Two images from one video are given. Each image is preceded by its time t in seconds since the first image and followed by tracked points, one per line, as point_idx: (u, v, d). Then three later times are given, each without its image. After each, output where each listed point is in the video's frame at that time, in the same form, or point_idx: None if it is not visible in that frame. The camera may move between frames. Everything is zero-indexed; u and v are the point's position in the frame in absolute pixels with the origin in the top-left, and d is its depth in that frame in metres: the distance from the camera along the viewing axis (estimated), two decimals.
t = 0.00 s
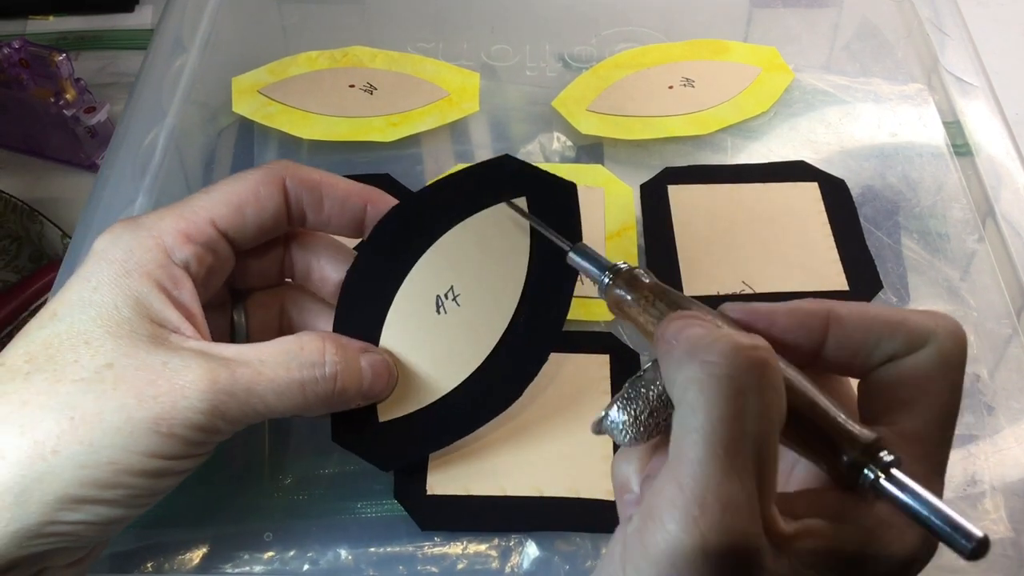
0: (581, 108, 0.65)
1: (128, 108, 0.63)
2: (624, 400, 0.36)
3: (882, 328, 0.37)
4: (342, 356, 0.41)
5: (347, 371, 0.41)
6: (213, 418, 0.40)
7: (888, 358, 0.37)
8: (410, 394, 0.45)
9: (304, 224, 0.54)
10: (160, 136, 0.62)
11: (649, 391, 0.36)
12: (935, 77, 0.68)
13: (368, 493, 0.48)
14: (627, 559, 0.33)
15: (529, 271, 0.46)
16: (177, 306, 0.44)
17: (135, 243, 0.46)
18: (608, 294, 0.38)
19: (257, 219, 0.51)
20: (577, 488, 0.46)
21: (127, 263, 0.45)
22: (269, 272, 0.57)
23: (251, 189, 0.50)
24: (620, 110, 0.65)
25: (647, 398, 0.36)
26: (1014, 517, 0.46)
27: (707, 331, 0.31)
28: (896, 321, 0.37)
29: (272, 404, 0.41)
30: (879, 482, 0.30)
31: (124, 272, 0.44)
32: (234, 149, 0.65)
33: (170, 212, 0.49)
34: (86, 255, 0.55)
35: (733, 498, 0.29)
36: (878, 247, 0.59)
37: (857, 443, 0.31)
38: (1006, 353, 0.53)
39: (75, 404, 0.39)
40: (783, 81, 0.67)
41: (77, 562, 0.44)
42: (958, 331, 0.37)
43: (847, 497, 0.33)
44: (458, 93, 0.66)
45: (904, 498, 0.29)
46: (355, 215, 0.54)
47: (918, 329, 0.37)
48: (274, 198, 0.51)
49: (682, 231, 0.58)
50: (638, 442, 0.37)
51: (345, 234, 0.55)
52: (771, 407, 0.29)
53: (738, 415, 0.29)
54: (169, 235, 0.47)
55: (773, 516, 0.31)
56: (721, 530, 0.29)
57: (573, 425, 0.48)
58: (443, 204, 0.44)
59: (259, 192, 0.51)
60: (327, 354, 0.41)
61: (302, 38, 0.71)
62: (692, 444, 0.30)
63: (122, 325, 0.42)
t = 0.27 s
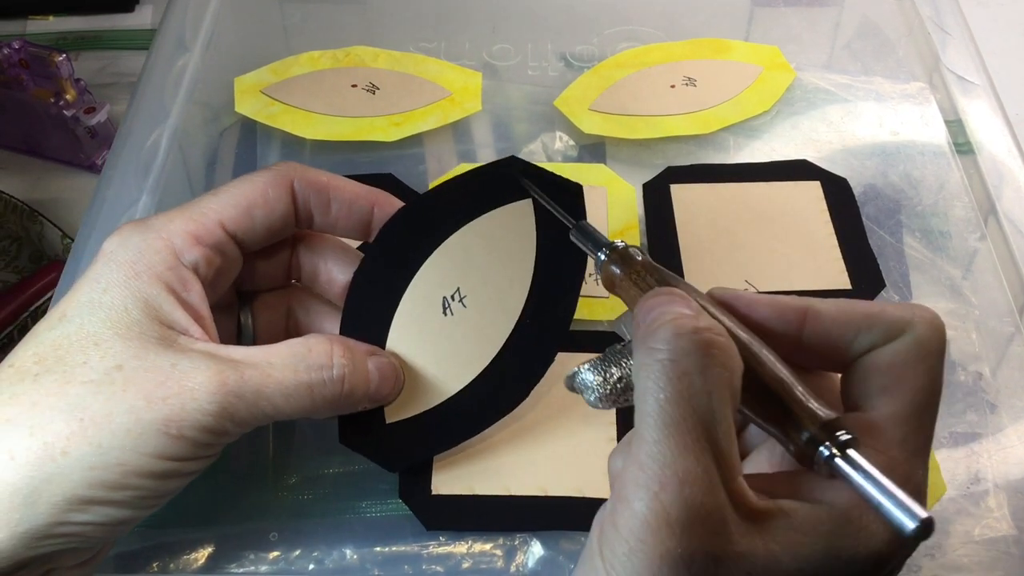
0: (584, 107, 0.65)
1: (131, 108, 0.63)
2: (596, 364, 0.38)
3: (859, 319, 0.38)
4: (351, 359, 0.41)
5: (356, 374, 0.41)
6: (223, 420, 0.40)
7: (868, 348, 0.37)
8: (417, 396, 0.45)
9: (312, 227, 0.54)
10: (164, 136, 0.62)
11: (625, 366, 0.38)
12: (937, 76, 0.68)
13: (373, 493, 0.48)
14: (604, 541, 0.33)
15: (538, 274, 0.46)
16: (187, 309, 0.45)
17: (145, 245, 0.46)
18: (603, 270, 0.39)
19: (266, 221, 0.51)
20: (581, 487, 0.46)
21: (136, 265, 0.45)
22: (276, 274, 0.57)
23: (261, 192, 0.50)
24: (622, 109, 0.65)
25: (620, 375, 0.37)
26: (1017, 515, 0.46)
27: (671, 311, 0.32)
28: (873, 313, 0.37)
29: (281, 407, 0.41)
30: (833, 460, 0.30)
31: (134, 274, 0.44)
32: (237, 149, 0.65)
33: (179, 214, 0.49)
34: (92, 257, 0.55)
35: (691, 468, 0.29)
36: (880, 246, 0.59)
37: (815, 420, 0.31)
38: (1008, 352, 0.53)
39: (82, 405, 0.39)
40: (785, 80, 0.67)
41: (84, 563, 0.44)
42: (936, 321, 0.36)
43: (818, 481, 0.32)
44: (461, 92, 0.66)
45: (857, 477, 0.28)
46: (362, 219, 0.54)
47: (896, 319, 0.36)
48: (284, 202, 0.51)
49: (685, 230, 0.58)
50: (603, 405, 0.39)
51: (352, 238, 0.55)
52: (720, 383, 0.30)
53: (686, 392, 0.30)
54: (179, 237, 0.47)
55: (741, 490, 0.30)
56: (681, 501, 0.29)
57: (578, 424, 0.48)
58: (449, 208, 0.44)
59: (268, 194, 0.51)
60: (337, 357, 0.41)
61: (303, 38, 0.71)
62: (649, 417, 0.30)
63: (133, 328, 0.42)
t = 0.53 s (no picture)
0: (584, 107, 0.65)
1: (132, 108, 0.63)
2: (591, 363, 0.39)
3: (849, 319, 0.38)
4: (352, 360, 0.41)
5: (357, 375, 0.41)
6: (225, 421, 0.40)
7: (859, 347, 0.37)
8: (417, 398, 0.45)
9: (315, 231, 0.54)
10: (165, 137, 0.63)
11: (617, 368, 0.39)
12: (937, 76, 0.68)
13: (374, 493, 0.48)
14: (597, 540, 0.33)
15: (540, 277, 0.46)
16: (188, 311, 0.45)
17: (148, 247, 0.46)
18: (596, 272, 0.38)
19: (269, 225, 0.51)
20: (582, 487, 0.46)
21: (138, 267, 0.45)
22: (277, 276, 0.57)
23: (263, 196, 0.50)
24: (623, 109, 0.65)
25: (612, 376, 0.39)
26: (1017, 516, 0.46)
27: (663, 311, 0.32)
28: (863, 312, 0.38)
29: (282, 408, 0.41)
30: (824, 457, 0.30)
31: (136, 275, 0.44)
32: (237, 149, 0.65)
33: (181, 216, 0.49)
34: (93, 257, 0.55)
35: (684, 464, 0.30)
36: (881, 246, 0.59)
37: (805, 418, 0.32)
38: (1008, 352, 0.53)
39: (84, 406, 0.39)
40: (785, 80, 0.67)
41: (85, 564, 0.45)
42: (927, 321, 0.36)
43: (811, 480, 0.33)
44: (461, 93, 0.66)
45: (848, 474, 0.29)
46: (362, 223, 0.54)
47: (886, 318, 0.37)
48: (286, 205, 0.51)
49: (686, 230, 0.58)
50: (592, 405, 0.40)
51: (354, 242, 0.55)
52: (711, 380, 0.30)
53: (678, 389, 0.30)
54: (181, 239, 0.47)
55: (734, 486, 0.31)
56: (675, 497, 0.29)
57: (578, 425, 0.48)
58: (451, 211, 0.44)
59: (270, 199, 0.51)
60: (338, 358, 0.41)
61: (304, 38, 0.71)
62: (642, 414, 0.31)
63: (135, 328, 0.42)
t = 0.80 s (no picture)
0: (584, 107, 0.65)
1: (132, 108, 0.63)
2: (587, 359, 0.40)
3: (843, 316, 0.38)
4: (351, 361, 0.41)
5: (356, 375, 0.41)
6: (224, 422, 0.40)
7: (854, 343, 0.38)
8: (416, 400, 0.45)
9: (315, 233, 0.54)
10: (164, 137, 0.63)
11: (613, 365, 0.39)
12: (937, 76, 0.68)
13: (373, 493, 0.48)
14: (596, 535, 0.33)
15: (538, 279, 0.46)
16: (188, 312, 0.45)
17: (148, 248, 0.46)
18: (596, 270, 0.38)
19: (269, 228, 0.51)
20: (582, 487, 0.46)
21: (138, 267, 0.45)
22: (277, 278, 0.57)
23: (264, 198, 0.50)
24: (623, 110, 0.65)
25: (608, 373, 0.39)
26: (1017, 516, 0.46)
27: (659, 305, 0.32)
28: (857, 309, 0.38)
29: (281, 409, 0.41)
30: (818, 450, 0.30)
31: (137, 276, 0.44)
32: (237, 150, 0.65)
33: (182, 217, 0.49)
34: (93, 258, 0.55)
35: (679, 458, 0.30)
36: (881, 246, 0.59)
37: (800, 411, 0.32)
38: (1008, 352, 0.53)
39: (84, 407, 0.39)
40: (785, 81, 0.67)
41: (85, 564, 0.45)
42: (922, 317, 0.36)
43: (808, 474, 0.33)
44: (461, 93, 0.66)
45: (841, 467, 0.29)
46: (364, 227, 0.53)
47: (881, 315, 0.37)
48: (286, 208, 0.51)
49: (686, 230, 0.58)
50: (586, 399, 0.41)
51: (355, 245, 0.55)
52: (704, 375, 0.30)
53: (672, 384, 0.30)
54: (182, 241, 0.47)
55: (731, 480, 0.31)
56: (671, 490, 0.29)
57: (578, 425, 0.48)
58: (450, 212, 0.44)
59: (272, 202, 0.51)
60: (337, 358, 0.41)
61: (304, 38, 0.71)
62: (637, 410, 0.31)
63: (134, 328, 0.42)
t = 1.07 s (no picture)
0: (584, 107, 0.65)
1: (132, 109, 0.63)
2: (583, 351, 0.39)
3: (840, 315, 0.38)
4: (352, 362, 0.41)
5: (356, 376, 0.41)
6: (224, 423, 0.40)
7: (851, 342, 0.38)
8: (417, 401, 0.45)
9: (317, 234, 0.54)
10: (165, 137, 0.63)
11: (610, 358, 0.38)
12: (937, 76, 0.68)
13: (373, 493, 0.48)
14: (593, 534, 0.33)
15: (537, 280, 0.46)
16: (188, 313, 0.45)
17: (148, 249, 0.46)
18: (594, 267, 0.38)
19: (270, 229, 0.51)
20: (581, 487, 0.46)
21: (139, 268, 0.45)
22: (277, 279, 0.57)
23: (266, 200, 0.50)
24: (623, 110, 0.65)
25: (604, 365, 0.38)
26: (1017, 516, 0.46)
27: (655, 305, 0.32)
28: (855, 308, 0.38)
29: (281, 410, 0.41)
30: (812, 449, 0.30)
31: (138, 277, 0.44)
32: (237, 150, 0.65)
33: (182, 218, 0.49)
34: (93, 258, 0.55)
35: (675, 458, 0.30)
36: (881, 247, 0.59)
37: (795, 410, 0.32)
38: (1008, 352, 0.53)
39: (84, 408, 0.39)
40: (785, 80, 0.67)
41: (85, 565, 0.45)
42: (918, 316, 0.36)
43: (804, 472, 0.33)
44: (461, 93, 0.66)
45: (835, 466, 0.29)
46: (366, 228, 0.54)
47: (878, 313, 0.37)
48: (288, 210, 0.51)
49: (686, 230, 0.58)
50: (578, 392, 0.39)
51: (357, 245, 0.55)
52: (699, 374, 0.30)
53: (667, 384, 0.30)
54: (183, 242, 0.47)
55: (727, 479, 0.31)
56: (667, 490, 0.29)
57: (578, 425, 0.48)
58: (450, 213, 0.44)
59: (273, 203, 0.51)
60: (338, 360, 0.41)
61: (304, 38, 0.71)
62: (633, 410, 0.31)
63: (134, 329, 0.42)
